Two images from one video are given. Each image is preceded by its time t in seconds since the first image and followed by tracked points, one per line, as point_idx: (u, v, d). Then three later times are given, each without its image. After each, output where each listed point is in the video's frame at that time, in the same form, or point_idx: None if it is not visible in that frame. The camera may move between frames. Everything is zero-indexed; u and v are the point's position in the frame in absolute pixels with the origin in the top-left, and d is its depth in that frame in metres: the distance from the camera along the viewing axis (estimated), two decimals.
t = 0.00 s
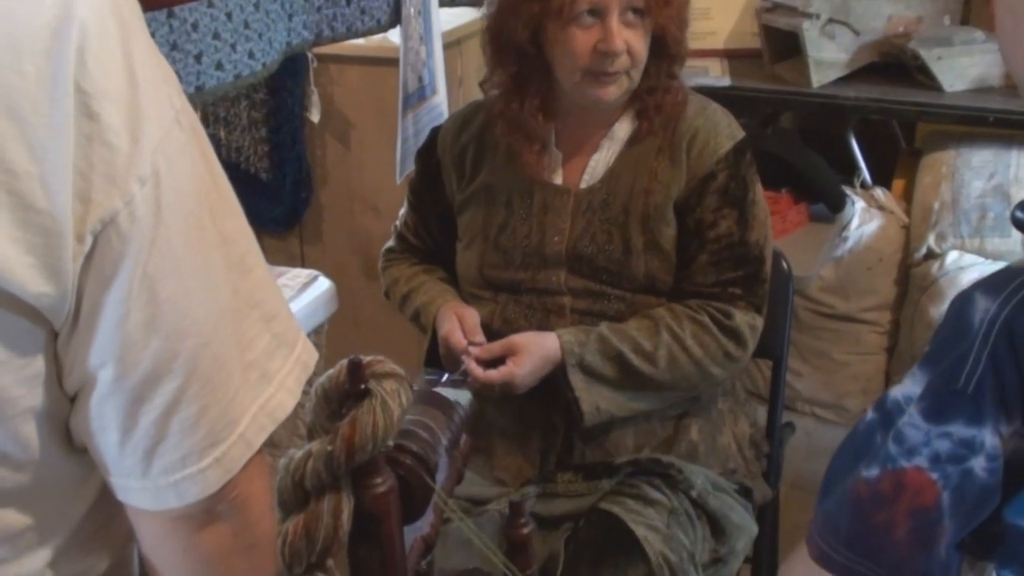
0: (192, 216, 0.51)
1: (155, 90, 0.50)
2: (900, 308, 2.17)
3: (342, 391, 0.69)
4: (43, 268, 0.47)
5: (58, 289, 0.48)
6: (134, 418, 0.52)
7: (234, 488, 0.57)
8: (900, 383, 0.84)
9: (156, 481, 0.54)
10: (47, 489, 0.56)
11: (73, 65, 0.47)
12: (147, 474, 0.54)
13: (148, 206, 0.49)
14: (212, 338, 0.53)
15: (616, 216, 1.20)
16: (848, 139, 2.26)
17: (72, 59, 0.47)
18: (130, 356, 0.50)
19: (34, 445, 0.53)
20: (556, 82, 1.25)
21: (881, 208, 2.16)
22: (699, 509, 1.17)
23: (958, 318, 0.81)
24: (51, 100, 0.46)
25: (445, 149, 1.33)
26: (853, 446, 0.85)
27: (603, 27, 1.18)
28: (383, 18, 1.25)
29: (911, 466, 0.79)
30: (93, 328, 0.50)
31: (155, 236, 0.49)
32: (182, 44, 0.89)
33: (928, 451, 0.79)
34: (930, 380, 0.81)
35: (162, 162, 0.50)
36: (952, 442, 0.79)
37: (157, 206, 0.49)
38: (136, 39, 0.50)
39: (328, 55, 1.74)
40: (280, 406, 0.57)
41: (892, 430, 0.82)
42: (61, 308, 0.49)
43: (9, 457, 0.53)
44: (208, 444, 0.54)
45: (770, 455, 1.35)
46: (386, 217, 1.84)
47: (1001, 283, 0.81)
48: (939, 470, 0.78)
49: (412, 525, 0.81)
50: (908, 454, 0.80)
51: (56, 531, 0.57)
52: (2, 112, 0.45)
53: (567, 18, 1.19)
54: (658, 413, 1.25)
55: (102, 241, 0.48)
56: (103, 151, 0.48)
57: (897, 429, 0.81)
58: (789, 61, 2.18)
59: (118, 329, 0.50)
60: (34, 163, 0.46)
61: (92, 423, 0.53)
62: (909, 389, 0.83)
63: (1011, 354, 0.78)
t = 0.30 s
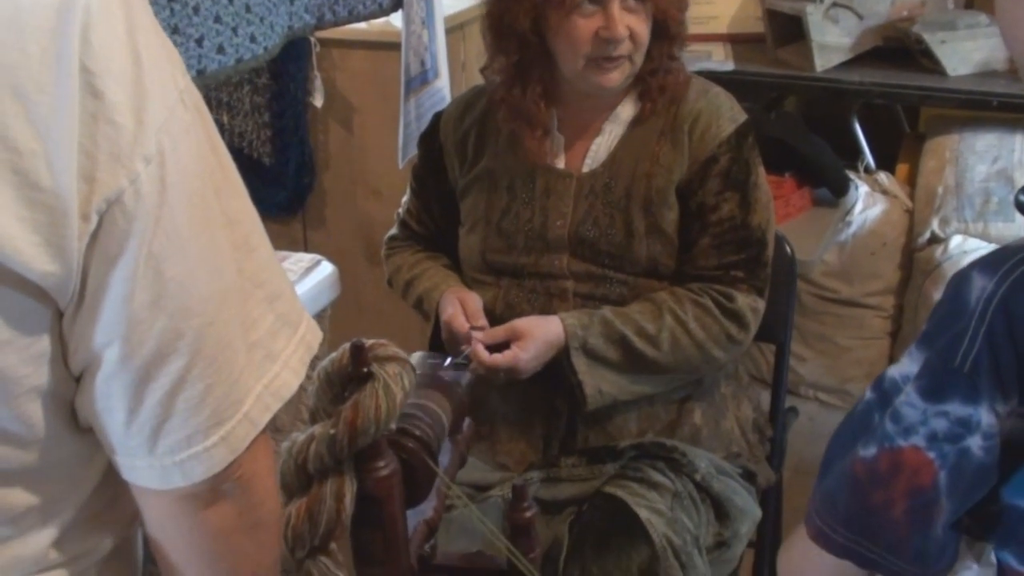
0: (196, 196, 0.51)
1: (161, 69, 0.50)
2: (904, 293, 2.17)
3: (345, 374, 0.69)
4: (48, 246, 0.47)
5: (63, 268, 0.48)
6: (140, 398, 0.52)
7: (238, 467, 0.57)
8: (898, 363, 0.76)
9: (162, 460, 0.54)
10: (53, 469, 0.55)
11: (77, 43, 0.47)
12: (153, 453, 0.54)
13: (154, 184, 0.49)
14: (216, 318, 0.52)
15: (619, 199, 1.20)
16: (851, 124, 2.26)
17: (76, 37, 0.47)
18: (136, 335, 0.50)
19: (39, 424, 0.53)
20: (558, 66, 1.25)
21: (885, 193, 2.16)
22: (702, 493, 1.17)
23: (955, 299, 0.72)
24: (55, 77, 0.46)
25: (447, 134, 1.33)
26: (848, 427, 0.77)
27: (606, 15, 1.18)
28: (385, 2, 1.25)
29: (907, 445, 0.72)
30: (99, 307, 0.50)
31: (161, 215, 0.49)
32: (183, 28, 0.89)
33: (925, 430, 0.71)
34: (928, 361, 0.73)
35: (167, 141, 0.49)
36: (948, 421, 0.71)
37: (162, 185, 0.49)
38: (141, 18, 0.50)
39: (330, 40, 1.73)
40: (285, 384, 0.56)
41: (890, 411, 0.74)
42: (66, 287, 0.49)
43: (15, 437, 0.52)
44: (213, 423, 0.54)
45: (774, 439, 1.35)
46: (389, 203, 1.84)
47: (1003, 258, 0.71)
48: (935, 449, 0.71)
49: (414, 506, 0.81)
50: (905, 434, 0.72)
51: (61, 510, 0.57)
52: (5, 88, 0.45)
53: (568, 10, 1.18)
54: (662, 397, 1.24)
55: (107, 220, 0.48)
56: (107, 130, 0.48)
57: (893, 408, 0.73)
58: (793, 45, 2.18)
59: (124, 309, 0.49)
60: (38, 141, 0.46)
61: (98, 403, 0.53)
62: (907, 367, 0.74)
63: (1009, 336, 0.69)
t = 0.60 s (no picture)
0: (198, 177, 0.51)
1: (162, 49, 0.50)
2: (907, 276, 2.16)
3: (347, 356, 0.69)
4: (50, 224, 0.47)
5: (66, 247, 0.48)
6: (143, 377, 0.52)
7: (242, 447, 0.57)
8: (899, 341, 0.71)
9: (165, 440, 0.54)
10: (55, 449, 0.55)
11: (78, 21, 0.47)
12: (155, 433, 0.54)
13: (156, 163, 0.49)
14: (219, 297, 0.52)
15: (619, 181, 1.20)
16: (855, 106, 2.25)
17: (78, 15, 0.47)
18: (139, 315, 0.50)
19: (43, 404, 0.53)
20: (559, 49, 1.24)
21: (889, 175, 2.16)
22: (705, 474, 1.18)
23: (953, 275, 0.68)
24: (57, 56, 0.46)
25: (450, 116, 1.33)
26: (850, 407, 0.72)
27: None
28: None
29: (907, 425, 0.67)
30: (102, 286, 0.50)
31: (163, 193, 0.49)
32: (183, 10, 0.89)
33: (924, 411, 0.67)
34: (928, 340, 0.68)
35: (169, 120, 0.49)
36: (948, 401, 0.66)
37: (165, 165, 0.49)
38: None
39: (332, 22, 1.73)
40: (289, 363, 0.56)
41: (890, 390, 0.69)
42: (68, 266, 0.49)
43: (19, 416, 0.52)
44: (216, 403, 0.54)
45: (777, 420, 1.35)
46: (392, 185, 1.84)
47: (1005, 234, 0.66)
48: (935, 430, 0.66)
49: (417, 488, 0.81)
50: (904, 414, 0.68)
51: (64, 490, 0.57)
52: (7, 66, 0.45)
53: None
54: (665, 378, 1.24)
55: (109, 199, 0.48)
56: (109, 109, 0.48)
57: (893, 386, 0.69)
58: (796, 27, 2.17)
59: (126, 287, 0.49)
60: (40, 119, 0.46)
61: (101, 383, 0.53)
62: (908, 345, 0.70)
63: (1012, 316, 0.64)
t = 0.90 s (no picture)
0: (200, 158, 0.51)
1: (163, 29, 0.50)
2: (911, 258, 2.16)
3: (349, 336, 0.68)
4: (52, 204, 0.47)
5: (67, 228, 0.48)
6: (144, 357, 0.52)
7: (243, 429, 0.56)
8: (903, 319, 0.67)
9: (167, 422, 0.54)
10: (57, 429, 0.55)
11: None
12: (156, 414, 0.54)
13: (158, 142, 0.49)
14: (219, 279, 0.52)
15: (622, 162, 1.19)
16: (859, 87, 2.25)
17: None
18: (140, 295, 0.50)
19: (44, 385, 0.53)
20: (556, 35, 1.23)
21: (891, 156, 2.16)
22: (706, 456, 1.18)
23: (956, 254, 0.63)
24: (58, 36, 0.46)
25: (452, 96, 1.32)
26: (850, 386, 0.69)
27: None
28: None
29: (912, 406, 0.64)
30: (103, 267, 0.49)
31: (164, 174, 0.49)
32: None
33: (929, 391, 0.63)
34: (930, 317, 0.64)
35: (171, 100, 0.49)
36: (953, 380, 0.62)
37: (166, 145, 0.49)
38: None
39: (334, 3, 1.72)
40: (290, 345, 0.56)
41: (893, 368, 0.66)
42: (70, 246, 0.49)
43: (21, 396, 0.52)
44: (217, 384, 0.54)
45: (780, 402, 1.35)
46: (394, 166, 1.84)
47: (1010, 209, 0.62)
48: (940, 410, 0.63)
49: (419, 469, 0.81)
50: (908, 395, 0.64)
51: (65, 470, 0.57)
52: (9, 46, 0.45)
53: None
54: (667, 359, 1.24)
55: (111, 179, 0.48)
56: (111, 88, 0.47)
57: (896, 366, 0.65)
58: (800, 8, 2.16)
59: (128, 269, 0.49)
60: (44, 99, 0.46)
61: (103, 363, 0.53)
62: (912, 324, 0.66)
63: (1018, 295, 0.60)
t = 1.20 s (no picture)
0: (200, 140, 0.50)
1: (162, 10, 0.49)
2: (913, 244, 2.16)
3: (349, 321, 0.68)
4: (50, 188, 0.47)
5: (66, 211, 0.48)
6: (144, 341, 0.52)
7: (243, 412, 0.56)
8: (908, 303, 0.66)
9: (166, 406, 0.54)
10: (56, 414, 0.55)
11: None
12: (156, 398, 0.54)
13: (157, 125, 0.48)
14: (219, 261, 0.52)
15: (626, 144, 1.19)
16: (861, 73, 2.24)
17: None
18: (139, 278, 0.50)
19: (43, 369, 0.53)
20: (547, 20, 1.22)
21: (894, 143, 2.13)
22: (708, 441, 1.18)
23: (965, 238, 0.63)
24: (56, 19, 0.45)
25: (455, 78, 1.32)
26: (854, 368, 0.67)
27: None
28: None
29: (918, 388, 0.62)
30: (101, 251, 0.49)
31: (164, 157, 0.49)
32: None
33: (935, 373, 0.62)
34: (939, 301, 0.63)
35: (170, 82, 0.49)
36: (960, 363, 0.61)
37: (166, 129, 0.49)
38: None
39: None
40: (290, 329, 0.56)
41: (898, 351, 0.64)
42: (68, 230, 0.48)
43: (20, 381, 0.52)
44: (217, 367, 0.53)
45: (782, 388, 1.35)
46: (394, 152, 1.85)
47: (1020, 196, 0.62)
48: (946, 393, 0.62)
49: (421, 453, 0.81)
50: (914, 377, 0.63)
51: (64, 455, 0.57)
52: (6, 28, 0.44)
53: None
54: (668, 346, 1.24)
55: (110, 162, 0.48)
56: (109, 71, 0.47)
57: (903, 349, 0.64)
58: None
59: (126, 252, 0.49)
60: (41, 82, 0.45)
61: (102, 347, 0.53)
62: (920, 307, 0.65)
63: None
